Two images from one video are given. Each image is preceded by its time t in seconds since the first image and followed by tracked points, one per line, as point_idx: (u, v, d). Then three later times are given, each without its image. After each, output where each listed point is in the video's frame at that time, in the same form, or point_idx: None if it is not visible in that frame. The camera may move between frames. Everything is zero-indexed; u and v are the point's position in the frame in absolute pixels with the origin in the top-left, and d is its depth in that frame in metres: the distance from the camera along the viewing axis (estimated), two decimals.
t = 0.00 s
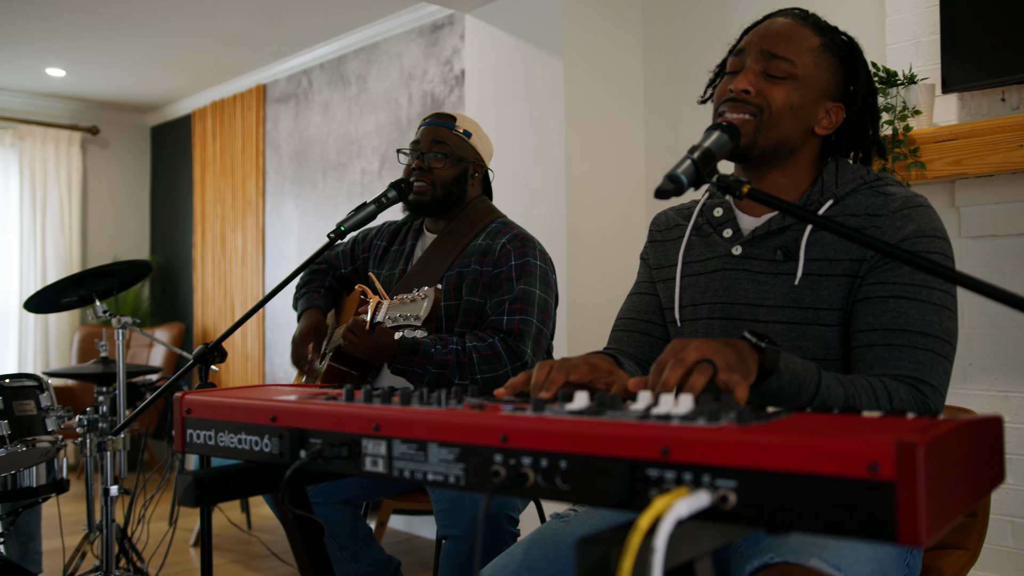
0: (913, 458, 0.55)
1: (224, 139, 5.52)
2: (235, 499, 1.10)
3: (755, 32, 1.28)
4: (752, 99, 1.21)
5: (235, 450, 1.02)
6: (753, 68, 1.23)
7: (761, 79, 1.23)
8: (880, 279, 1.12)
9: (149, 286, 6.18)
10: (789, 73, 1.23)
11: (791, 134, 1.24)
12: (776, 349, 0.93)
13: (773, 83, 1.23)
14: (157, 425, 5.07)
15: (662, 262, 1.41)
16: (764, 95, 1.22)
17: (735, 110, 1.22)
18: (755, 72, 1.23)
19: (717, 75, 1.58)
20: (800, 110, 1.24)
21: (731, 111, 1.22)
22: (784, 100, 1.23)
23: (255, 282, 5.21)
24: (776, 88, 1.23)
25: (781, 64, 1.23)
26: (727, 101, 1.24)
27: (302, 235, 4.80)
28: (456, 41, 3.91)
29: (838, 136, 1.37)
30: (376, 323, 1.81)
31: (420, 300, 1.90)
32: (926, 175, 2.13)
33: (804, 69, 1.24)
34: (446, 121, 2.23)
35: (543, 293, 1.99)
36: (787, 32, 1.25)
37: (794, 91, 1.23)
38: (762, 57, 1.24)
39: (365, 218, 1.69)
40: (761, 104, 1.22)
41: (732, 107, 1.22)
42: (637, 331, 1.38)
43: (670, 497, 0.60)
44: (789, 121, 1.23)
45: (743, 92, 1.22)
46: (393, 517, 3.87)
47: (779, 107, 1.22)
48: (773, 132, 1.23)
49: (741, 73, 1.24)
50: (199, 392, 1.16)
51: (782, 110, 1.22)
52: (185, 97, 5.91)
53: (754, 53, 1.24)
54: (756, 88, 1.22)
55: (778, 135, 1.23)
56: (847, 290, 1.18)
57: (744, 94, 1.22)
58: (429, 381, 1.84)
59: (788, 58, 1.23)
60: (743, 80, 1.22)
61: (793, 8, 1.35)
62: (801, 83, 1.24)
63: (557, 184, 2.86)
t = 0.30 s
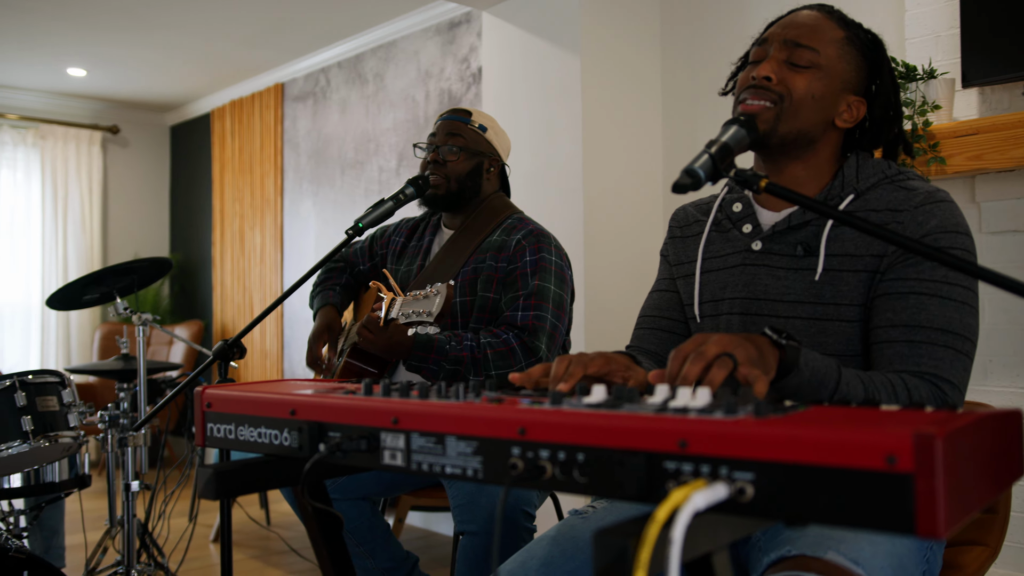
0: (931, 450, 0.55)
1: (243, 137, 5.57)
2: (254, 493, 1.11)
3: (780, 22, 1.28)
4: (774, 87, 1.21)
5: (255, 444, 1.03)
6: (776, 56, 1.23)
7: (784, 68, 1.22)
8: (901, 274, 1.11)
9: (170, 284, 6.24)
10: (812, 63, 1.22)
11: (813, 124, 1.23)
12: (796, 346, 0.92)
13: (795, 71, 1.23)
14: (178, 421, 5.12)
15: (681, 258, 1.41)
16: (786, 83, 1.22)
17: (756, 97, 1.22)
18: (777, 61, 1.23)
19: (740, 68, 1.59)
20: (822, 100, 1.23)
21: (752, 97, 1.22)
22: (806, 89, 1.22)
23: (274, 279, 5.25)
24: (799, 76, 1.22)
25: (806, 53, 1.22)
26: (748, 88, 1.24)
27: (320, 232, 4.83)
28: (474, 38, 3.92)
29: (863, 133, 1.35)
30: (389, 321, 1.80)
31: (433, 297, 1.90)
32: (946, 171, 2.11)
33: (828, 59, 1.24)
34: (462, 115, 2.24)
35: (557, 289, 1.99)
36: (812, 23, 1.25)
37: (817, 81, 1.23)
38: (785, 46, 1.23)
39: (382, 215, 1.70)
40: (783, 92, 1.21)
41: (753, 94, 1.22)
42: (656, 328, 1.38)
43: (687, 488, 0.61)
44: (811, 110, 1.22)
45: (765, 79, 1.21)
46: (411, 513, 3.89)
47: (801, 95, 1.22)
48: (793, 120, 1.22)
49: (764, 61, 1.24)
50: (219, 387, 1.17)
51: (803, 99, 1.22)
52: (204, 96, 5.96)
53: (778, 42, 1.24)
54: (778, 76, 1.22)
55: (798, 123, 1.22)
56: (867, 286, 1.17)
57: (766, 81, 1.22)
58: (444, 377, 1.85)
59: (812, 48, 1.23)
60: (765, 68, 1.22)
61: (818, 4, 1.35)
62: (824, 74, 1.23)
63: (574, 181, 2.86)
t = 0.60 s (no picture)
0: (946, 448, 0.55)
1: (260, 136, 5.61)
2: (269, 489, 1.12)
3: (789, 25, 1.26)
4: (790, 97, 1.20)
5: (270, 441, 1.04)
6: (789, 64, 1.21)
7: (798, 75, 1.21)
8: (923, 273, 1.10)
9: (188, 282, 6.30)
10: (826, 68, 1.21)
11: (831, 131, 1.22)
12: (814, 347, 0.92)
13: (810, 78, 1.21)
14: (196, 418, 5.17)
15: (699, 256, 1.40)
16: (802, 92, 1.20)
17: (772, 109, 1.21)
18: (791, 69, 1.21)
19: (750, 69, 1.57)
20: (838, 105, 1.22)
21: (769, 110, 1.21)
22: (822, 97, 1.21)
23: (291, 278, 5.28)
24: (813, 83, 1.21)
25: (818, 59, 1.21)
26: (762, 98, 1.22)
27: (337, 231, 4.86)
28: (490, 36, 3.92)
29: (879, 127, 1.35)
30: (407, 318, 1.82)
31: (450, 294, 1.91)
32: (965, 167, 2.09)
33: (842, 62, 1.22)
34: (481, 114, 2.24)
35: (573, 287, 1.98)
36: (822, 25, 1.23)
37: (832, 87, 1.21)
38: (797, 52, 1.21)
39: (398, 213, 1.70)
40: (798, 103, 1.20)
41: (769, 105, 1.20)
42: (670, 325, 1.38)
43: (701, 487, 0.60)
44: (829, 117, 1.21)
45: (780, 90, 1.20)
46: (428, 511, 3.91)
47: (817, 104, 1.20)
48: (812, 130, 1.21)
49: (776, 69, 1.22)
50: (236, 384, 1.18)
51: (820, 107, 1.21)
52: (222, 95, 6.00)
53: (789, 49, 1.22)
54: (793, 85, 1.20)
55: (817, 132, 1.21)
56: (888, 285, 1.16)
57: (781, 91, 1.20)
58: (459, 374, 1.86)
59: (824, 51, 1.21)
60: (779, 77, 1.20)
61: None
62: (839, 77, 1.22)
63: (590, 180, 2.86)
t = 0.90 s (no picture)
0: (964, 446, 0.54)
1: (278, 135, 5.64)
2: (289, 486, 1.13)
3: (810, 18, 1.26)
4: (807, 86, 1.20)
5: (289, 438, 1.05)
6: (807, 54, 1.21)
7: (816, 64, 1.20)
8: (943, 276, 1.09)
9: (207, 281, 6.36)
10: (845, 57, 1.20)
11: (849, 122, 1.21)
12: (831, 359, 0.92)
13: (829, 67, 1.21)
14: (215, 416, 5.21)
15: (716, 255, 1.40)
16: (820, 82, 1.20)
17: (790, 97, 1.20)
18: (809, 58, 1.21)
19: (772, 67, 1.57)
20: (857, 96, 1.21)
21: (786, 99, 1.21)
22: (841, 86, 1.20)
23: (309, 276, 5.32)
24: (832, 73, 1.20)
25: (838, 48, 1.20)
26: (781, 89, 1.22)
27: (354, 230, 4.88)
28: (507, 34, 3.93)
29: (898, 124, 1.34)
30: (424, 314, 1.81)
31: (467, 289, 1.94)
32: (986, 164, 2.08)
33: (861, 52, 1.21)
34: (494, 115, 2.24)
35: (590, 285, 1.98)
36: (843, 17, 1.23)
37: (851, 77, 1.21)
38: (816, 43, 1.22)
39: (414, 212, 1.71)
40: (816, 92, 1.20)
41: (787, 95, 1.21)
42: (690, 326, 1.38)
43: (717, 484, 0.61)
44: (847, 107, 1.20)
45: (798, 79, 1.20)
46: (445, 509, 3.92)
47: (835, 94, 1.20)
48: (829, 119, 1.20)
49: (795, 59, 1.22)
50: (254, 382, 1.19)
51: (839, 97, 1.20)
52: (241, 95, 6.05)
53: (808, 39, 1.22)
54: (811, 74, 1.20)
55: (835, 122, 1.20)
56: (908, 287, 1.15)
57: (799, 81, 1.20)
58: (477, 372, 1.85)
59: (844, 42, 1.21)
60: (797, 66, 1.20)
61: None
62: (858, 68, 1.21)
63: (607, 178, 2.85)
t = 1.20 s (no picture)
0: (978, 441, 0.54)
1: (296, 135, 5.68)
2: (306, 481, 1.14)
3: (812, 20, 1.24)
4: (814, 93, 1.19)
5: (306, 434, 1.06)
6: (813, 59, 1.20)
7: (822, 70, 1.19)
8: (962, 269, 1.08)
9: (226, 279, 6.41)
10: (851, 59, 1.19)
11: (863, 122, 1.20)
12: (848, 347, 0.92)
13: (834, 71, 1.19)
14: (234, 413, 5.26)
15: (733, 251, 1.39)
16: (827, 87, 1.19)
17: (798, 105, 1.20)
18: (815, 63, 1.20)
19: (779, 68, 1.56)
20: (867, 96, 1.20)
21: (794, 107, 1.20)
22: (849, 89, 1.19)
23: (326, 275, 5.35)
24: (839, 76, 1.19)
25: (842, 50, 1.19)
26: (789, 97, 1.22)
27: (371, 228, 4.91)
28: (523, 33, 3.93)
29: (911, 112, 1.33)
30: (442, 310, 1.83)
31: (484, 285, 1.87)
32: (1005, 161, 2.06)
33: (867, 51, 1.20)
34: (505, 113, 2.25)
35: (607, 281, 1.98)
36: (844, 16, 1.21)
37: (860, 77, 1.20)
38: (820, 47, 1.20)
39: (431, 209, 1.72)
40: (824, 98, 1.19)
41: (796, 103, 1.20)
42: (706, 319, 1.37)
43: (730, 480, 0.61)
44: (858, 109, 1.20)
45: (805, 86, 1.19)
46: (462, 506, 3.94)
47: (843, 98, 1.19)
48: (841, 122, 1.20)
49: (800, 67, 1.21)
50: (271, 379, 1.20)
51: (849, 99, 1.19)
52: (259, 94, 6.09)
53: (812, 44, 1.21)
54: (818, 79, 1.19)
55: (849, 124, 1.20)
56: (926, 281, 1.15)
57: (806, 88, 1.19)
58: (495, 369, 1.87)
59: (847, 43, 1.19)
60: (804, 73, 1.19)
61: None
62: (865, 67, 1.20)
63: (623, 176, 2.85)
